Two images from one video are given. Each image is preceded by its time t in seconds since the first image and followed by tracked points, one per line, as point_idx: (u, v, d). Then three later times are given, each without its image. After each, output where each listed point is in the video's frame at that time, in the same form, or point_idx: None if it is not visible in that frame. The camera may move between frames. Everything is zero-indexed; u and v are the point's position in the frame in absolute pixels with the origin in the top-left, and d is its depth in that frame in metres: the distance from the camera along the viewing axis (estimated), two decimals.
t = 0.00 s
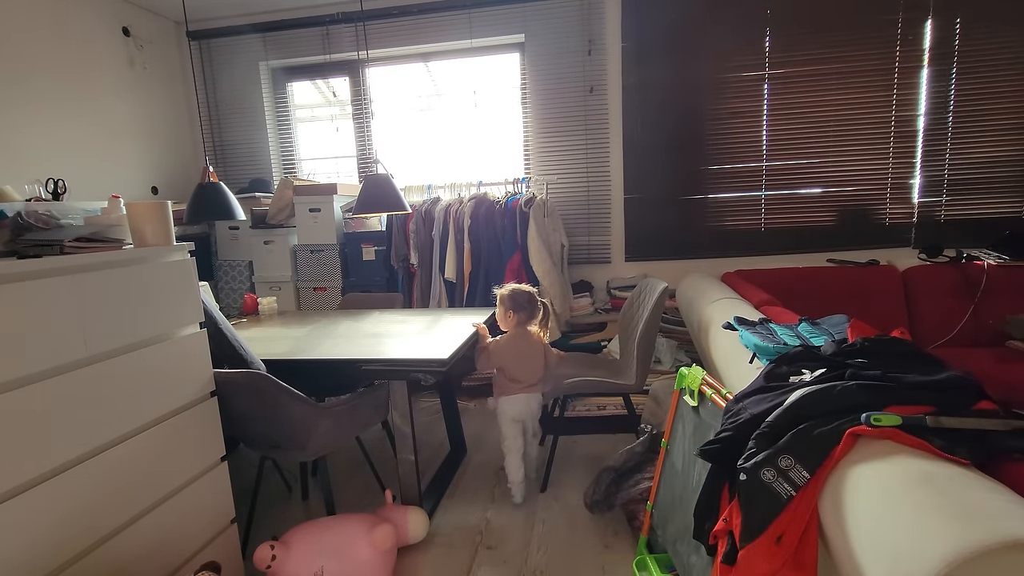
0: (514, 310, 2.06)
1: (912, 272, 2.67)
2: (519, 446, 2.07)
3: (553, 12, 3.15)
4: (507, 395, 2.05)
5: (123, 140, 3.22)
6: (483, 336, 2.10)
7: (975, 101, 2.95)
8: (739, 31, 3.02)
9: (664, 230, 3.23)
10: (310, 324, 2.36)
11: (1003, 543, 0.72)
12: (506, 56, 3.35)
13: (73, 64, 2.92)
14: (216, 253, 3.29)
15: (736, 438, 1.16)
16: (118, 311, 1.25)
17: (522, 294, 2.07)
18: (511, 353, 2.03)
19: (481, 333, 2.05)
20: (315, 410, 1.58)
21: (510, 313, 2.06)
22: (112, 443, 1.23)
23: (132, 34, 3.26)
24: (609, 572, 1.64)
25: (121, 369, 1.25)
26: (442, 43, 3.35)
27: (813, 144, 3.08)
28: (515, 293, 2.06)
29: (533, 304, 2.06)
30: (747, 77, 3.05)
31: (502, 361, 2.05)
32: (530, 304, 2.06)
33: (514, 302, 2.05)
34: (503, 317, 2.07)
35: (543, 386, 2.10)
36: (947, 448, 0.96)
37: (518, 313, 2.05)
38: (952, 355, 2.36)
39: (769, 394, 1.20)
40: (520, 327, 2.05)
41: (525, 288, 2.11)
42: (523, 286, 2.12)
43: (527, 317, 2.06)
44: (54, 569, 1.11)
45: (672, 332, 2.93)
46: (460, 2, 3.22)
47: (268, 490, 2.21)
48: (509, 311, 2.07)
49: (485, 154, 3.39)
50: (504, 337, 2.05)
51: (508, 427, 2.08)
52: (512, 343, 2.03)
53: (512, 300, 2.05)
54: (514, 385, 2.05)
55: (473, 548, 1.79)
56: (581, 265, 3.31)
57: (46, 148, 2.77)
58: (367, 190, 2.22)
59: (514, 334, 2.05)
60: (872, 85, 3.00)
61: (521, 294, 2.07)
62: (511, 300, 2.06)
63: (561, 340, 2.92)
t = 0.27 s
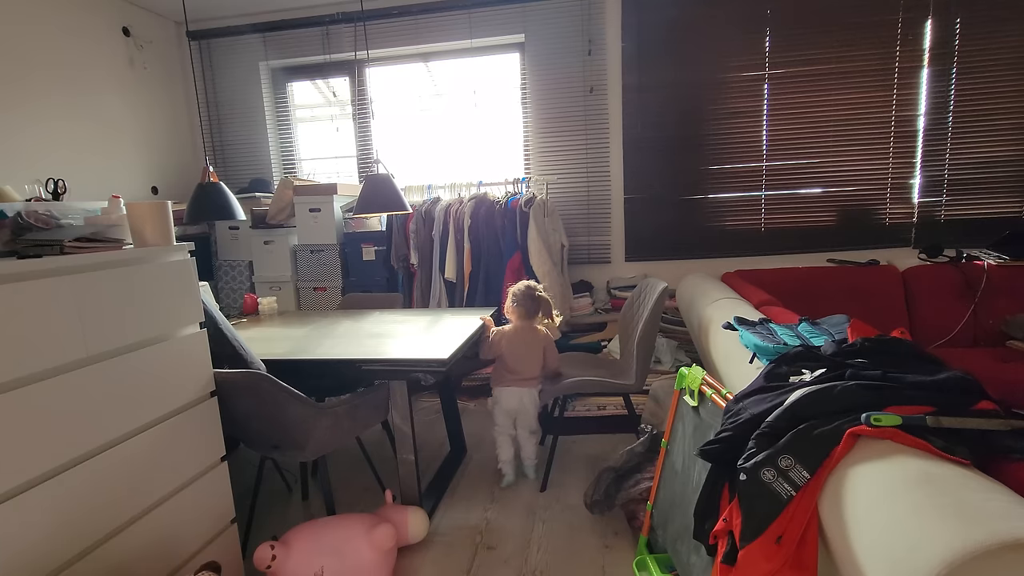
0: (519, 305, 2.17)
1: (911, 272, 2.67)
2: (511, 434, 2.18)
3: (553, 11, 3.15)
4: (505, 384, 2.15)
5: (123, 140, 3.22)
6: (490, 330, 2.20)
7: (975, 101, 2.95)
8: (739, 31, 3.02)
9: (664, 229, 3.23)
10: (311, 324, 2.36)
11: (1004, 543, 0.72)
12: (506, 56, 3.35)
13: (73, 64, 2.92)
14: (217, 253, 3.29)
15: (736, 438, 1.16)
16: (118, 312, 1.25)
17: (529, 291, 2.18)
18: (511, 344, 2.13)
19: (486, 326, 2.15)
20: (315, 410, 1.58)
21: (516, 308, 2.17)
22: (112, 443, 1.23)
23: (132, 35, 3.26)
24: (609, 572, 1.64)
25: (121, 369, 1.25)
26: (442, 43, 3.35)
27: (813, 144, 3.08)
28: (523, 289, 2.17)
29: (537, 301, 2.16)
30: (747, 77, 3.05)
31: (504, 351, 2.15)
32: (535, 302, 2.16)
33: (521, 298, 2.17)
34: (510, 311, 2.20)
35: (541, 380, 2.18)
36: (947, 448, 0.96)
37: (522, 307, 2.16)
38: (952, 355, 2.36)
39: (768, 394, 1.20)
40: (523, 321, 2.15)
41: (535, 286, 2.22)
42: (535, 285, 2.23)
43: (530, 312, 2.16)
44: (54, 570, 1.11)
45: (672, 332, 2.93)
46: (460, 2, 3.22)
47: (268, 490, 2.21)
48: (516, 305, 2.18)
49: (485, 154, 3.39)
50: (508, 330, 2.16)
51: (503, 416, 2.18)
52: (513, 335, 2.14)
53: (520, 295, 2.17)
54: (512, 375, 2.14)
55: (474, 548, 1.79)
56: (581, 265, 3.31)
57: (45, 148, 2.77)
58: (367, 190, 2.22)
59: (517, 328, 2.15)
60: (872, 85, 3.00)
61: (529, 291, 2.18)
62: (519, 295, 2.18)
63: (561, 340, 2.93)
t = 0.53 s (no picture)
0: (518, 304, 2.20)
1: (911, 272, 2.67)
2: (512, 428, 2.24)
3: (553, 11, 3.15)
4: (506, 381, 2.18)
5: (123, 140, 3.22)
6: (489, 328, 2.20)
7: (975, 101, 2.95)
8: (739, 31, 3.02)
9: (664, 229, 3.23)
10: (311, 324, 2.36)
11: (1004, 543, 0.72)
12: (506, 56, 3.35)
13: (74, 64, 2.92)
14: (216, 253, 3.29)
15: (736, 438, 1.16)
16: (118, 312, 1.25)
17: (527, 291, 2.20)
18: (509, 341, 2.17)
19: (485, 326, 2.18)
20: (315, 410, 1.58)
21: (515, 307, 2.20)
22: (111, 443, 1.23)
23: (131, 35, 3.26)
24: (609, 572, 1.64)
25: (121, 370, 1.25)
26: (442, 43, 3.35)
27: (813, 144, 3.08)
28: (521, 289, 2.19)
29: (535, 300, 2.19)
30: (747, 77, 3.05)
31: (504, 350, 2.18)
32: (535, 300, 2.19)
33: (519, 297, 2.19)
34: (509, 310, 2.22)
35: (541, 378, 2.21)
36: (947, 448, 0.96)
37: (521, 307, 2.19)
38: (952, 355, 2.36)
39: (769, 394, 1.20)
40: (522, 318, 2.19)
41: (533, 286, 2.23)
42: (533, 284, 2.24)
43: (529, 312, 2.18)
44: (54, 570, 1.10)
45: (672, 331, 2.93)
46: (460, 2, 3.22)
47: (268, 490, 2.21)
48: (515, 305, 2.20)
49: (485, 154, 3.39)
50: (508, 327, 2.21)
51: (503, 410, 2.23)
52: (512, 332, 2.18)
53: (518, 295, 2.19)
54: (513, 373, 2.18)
55: (474, 548, 1.79)
56: (581, 265, 3.31)
57: (45, 148, 2.77)
58: (367, 190, 2.22)
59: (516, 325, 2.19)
60: (872, 85, 3.00)
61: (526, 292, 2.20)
62: (518, 295, 2.20)
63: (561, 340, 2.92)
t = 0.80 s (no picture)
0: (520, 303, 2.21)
1: (911, 272, 2.67)
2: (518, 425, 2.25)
3: (553, 11, 3.15)
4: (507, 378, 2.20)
5: (123, 140, 3.22)
6: (489, 330, 2.18)
7: (975, 101, 2.95)
8: (738, 31, 3.02)
9: (664, 229, 3.23)
10: (311, 324, 2.36)
11: (1004, 543, 0.72)
12: (506, 56, 3.35)
13: (74, 64, 2.92)
14: (216, 253, 3.29)
15: (736, 438, 1.16)
16: (117, 312, 1.25)
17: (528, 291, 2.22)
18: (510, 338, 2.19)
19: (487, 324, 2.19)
20: (315, 410, 1.58)
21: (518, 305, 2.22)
22: (111, 443, 1.22)
23: (131, 35, 3.26)
24: (609, 572, 1.64)
25: (121, 370, 1.25)
26: (442, 43, 3.35)
27: (813, 144, 3.07)
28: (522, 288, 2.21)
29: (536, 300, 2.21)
30: (747, 77, 3.05)
31: (506, 347, 2.19)
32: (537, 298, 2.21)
33: (521, 296, 2.21)
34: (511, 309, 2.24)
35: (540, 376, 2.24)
36: (948, 448, 0.96)
37: (523, 305, 2.21)
38: (952, 355, 2.36)
39: (769, 394, 1.20)
40: (523, 317, 2.21)
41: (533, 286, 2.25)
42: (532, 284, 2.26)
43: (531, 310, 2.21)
44: (54, 570, 1.10)
45: (672, 331, 2.93)
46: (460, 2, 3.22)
47: (268, 490, 2.21)
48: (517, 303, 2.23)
49: (485, 153, 3.39)
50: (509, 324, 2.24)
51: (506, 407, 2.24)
52: (513, 328, 2.20)
53: (520, 293, 2.21)
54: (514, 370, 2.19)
55: (474, 548, 1.79)
56: (581, 265, 3.31)
57: (45, 148, 2.77)
58: (367, 190, 2.22)
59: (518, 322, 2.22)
60: (872, 85, 3.00)
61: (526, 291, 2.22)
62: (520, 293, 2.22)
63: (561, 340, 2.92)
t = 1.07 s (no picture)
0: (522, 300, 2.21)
1: (912, 272, 2.67)
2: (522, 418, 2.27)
3: (553, 11, 3.15)
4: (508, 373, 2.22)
5: (123, 140, 3.22)
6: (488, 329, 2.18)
7: (975, 101, 2.95)
8: (738, 31, 3.02)
9: (664, 229, 3.22)
10: (311, 324, 2.36)
11: (1004, 543, 0.72)
12: (506, 56, 3.35)
13: (74, 64, 2.92)
14: (216, 253, 3.29)
15: (736, 438, 1.16)
16: (117, 312, 1.25)
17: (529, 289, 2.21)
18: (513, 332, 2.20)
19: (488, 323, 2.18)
20: (315, 410, 1.58)
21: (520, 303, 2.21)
22: (111, 443, 1.22)
23: (132, 35, 3.26)
24: (609, 572, 1.64)
25: (121, 370, 1.25)
26: (442, 43, 3.35)
27: (813, 144, 3.07)
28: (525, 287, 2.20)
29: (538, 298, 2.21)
30: (747, 77, 3.05)
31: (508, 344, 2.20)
32: (538, 294, 2.22)
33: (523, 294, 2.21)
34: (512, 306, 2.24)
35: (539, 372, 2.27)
36: (948, 448, 0.96)
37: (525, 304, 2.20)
38: (952, 355, 2.36)
39: (769, 394, 1.20)
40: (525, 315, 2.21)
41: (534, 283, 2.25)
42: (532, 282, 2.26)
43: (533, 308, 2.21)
44: (54, 570, 1.10)
45: (672, 331, 2.93)
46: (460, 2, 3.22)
47: (268, 490, 2.21)
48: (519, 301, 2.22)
49: (484, 153, 3.39)
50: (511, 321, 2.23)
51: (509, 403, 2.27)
52: (515, 324, 2.21)
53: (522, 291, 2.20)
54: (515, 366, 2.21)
55: (474, 548, 1.79)
56: (581, 265, 3.31)
57: (45, 148, 2.77)
58: (367, 190, 2.22)
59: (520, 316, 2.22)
60: (872, 85, 2.99)
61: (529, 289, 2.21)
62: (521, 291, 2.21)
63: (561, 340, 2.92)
